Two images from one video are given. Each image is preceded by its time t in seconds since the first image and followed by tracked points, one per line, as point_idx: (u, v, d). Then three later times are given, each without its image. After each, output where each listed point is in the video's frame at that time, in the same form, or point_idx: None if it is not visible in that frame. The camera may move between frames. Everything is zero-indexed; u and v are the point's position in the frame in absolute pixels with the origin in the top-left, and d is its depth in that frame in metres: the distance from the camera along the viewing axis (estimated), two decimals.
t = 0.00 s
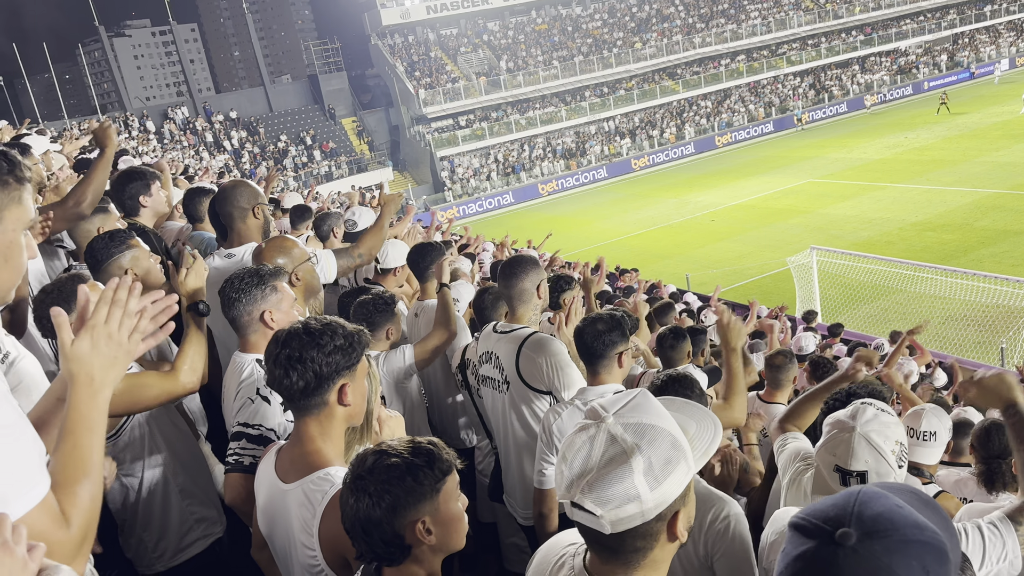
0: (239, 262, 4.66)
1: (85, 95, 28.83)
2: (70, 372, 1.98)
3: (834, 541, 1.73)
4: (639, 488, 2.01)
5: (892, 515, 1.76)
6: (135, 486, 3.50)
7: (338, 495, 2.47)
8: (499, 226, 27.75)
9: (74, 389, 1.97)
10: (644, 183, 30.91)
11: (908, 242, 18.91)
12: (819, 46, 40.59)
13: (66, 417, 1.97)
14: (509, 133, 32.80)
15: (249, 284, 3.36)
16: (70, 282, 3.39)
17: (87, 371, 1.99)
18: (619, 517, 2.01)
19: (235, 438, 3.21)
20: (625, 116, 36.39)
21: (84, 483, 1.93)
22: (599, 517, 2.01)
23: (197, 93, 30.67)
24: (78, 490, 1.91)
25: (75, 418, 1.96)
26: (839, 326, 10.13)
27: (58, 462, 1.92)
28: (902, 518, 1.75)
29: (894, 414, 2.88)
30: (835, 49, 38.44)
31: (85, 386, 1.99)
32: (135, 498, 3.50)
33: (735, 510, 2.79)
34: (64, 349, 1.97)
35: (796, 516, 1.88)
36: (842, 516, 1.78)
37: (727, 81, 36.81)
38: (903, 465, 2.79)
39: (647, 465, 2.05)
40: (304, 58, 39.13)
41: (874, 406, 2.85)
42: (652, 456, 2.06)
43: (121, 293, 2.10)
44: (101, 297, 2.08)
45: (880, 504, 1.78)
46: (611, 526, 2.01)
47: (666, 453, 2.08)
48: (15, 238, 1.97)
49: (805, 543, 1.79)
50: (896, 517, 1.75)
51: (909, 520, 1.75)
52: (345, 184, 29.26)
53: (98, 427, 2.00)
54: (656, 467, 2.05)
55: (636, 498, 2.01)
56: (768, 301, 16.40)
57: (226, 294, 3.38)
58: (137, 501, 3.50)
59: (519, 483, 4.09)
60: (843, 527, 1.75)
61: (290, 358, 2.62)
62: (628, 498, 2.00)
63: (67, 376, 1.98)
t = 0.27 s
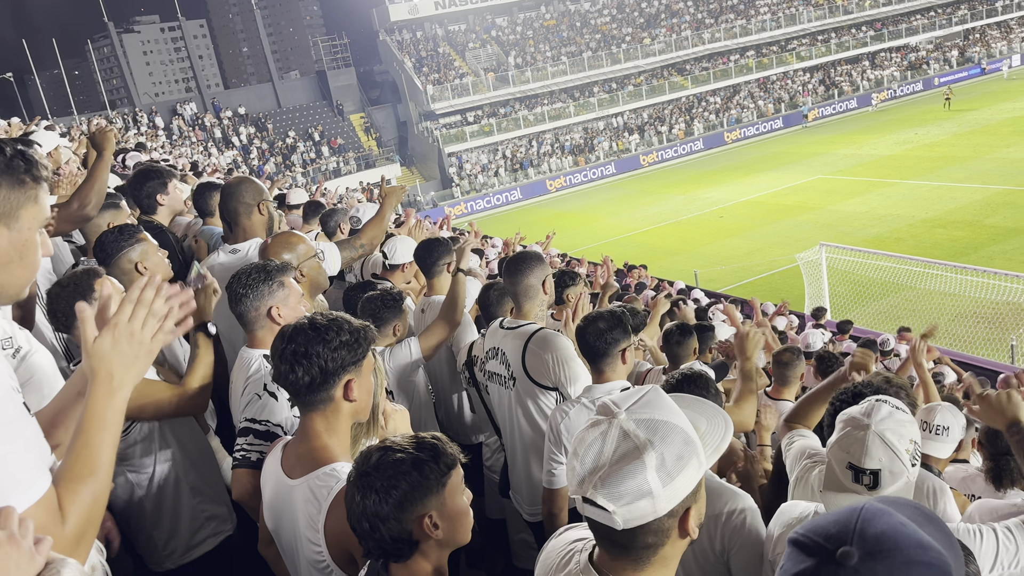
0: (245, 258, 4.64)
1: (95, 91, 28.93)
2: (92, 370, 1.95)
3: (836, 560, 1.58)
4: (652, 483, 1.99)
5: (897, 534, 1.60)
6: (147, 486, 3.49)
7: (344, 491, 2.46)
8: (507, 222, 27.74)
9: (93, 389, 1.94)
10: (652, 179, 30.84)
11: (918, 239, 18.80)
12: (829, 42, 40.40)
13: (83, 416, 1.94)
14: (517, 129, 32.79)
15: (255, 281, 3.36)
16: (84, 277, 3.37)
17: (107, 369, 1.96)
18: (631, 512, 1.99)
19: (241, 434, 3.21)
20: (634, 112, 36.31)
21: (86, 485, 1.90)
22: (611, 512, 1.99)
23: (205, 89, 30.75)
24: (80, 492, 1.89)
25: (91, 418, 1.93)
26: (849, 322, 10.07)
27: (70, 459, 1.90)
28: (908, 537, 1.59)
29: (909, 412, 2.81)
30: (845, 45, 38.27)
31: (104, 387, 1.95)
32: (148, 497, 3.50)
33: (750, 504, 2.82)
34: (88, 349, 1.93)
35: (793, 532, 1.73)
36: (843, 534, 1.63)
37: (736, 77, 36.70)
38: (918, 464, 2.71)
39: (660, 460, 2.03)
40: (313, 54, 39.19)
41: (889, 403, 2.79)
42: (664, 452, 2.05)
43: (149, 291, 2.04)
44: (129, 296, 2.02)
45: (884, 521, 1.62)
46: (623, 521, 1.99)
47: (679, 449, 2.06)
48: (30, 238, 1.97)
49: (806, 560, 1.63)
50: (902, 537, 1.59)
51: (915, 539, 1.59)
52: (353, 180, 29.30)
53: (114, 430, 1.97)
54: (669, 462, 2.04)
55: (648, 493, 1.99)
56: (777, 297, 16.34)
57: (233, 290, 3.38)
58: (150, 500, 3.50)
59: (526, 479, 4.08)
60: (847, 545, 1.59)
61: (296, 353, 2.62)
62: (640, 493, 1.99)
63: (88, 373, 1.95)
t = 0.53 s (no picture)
0: (255, 256, 4.66)
1: (105, 88, 29.02)
2: (114, 384, 1.98)
3: None
4: (679, 482, 2.00)
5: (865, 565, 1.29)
6: (162, 481, 3.49)
7: (357, 488, 2.48)
8: (516, 219, 27.75)
9: (113, 401, 1.97)
10: (661, 176, 30.77)
11: (928, 237, 18.72)
12: (839, 38, 40.24)
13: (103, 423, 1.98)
14: (525, 126, 32.78)
15: (268, 278, 3.38)
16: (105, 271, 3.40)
17: (128, 383, 1.99)
18: (656, 511, 2.00)
19: (254, 431, 3.23)
20: (643, 109, 36.24)
21: (104, 482, 1.93)
22: (638, 511, 1.99)
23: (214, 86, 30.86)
24: (96, 485, 1.92)
25: (111, 425, 1.97)
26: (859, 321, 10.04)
27: (89, 461, 1.94)
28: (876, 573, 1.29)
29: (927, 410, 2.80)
30: (855, 42, 38.16)
31: (125, 399, 1.99)
32: (164, 493, 3.50)
33: (761, 500, 2.86)
34: (111, 361, 1.98)
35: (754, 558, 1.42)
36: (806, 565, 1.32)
37: (745, 73, 36.60)
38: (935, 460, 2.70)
39: (687, 459, 2.04)
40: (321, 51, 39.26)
41: (906, 401, 2.79)
42: (692, 451, 2.05)
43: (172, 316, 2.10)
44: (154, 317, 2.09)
45: (851, 549, 1.30)
46: (649, 519, 1.99)
47: (705, 448, 2.07)
48: (46, 231, 1.98)
49: None
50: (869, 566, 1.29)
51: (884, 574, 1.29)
52: (362, 177, 29.34)
53: (132, 436, 1.99)
54: (696, 461, 2.04)
55: (674, 492, 2.00)
56: (786, 295, 16.30)
57: (246, 287, 3.40)
58: (165, 497, 3.50)
59: (534, 478, 4.10)
60: None
61: (309, 350, 2.64)
62: (667, 492, 1.99)
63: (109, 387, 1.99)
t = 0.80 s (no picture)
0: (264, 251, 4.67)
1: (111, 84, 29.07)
2: (121, 366, 1.95)
3: None
4: (698, 476, 1.98)
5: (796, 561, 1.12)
6: (172, 477, 3.49)
7: (368, 482, 2.48)
8: (521, 216, 27.74)
9: (124, 383, 1.94)
10: (666, 173, 30.71)
11: (934, 235, 18.66)
12: (847, 35, 40.11)
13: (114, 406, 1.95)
14: (531, 123, 32.74)
15: (278, 273, 3.39)
16: (120, 266, 3.43)
17: (136, 365, 1.95)
18: (677, 506, 1.97)
19: (263, 426, 3.23)
20: (648, 106, 36.16)
21: (123, 466, 1.94)
22: (657, 506, 1.97)
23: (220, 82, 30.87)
24: (118, 469, 1.92)
25: (124, 406, 1.95)
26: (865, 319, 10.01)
27: (105, 445, 1.93)
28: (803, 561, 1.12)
29: (932, 401, 2.80)
30: (862, 39, 38.06)
31: (135, 380, 1.96)
32: (174, 489, 3.50)
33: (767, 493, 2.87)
34: (114, 344, 1.93)
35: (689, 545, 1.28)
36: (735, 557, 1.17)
37: (752, 70, 36.52)
38: (942, 451, 2.69)
39: (705, 455, 2.02)
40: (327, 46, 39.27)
41: (912, 391, 2.79)
42: (711, 446, 2.04)
43: (172, 288, 2.03)
44: (155, 289, 2.02)
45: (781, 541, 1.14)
46: (669, 515, 1.97)
47: (723, 444, 2.05)
48: (57, 224, 1.99)
49: None
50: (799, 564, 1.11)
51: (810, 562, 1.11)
52: (367, 173, 29.32)
53: (144, 422, 1.97)
54: (713, 457, 2.02)
55: (694, 487, 1.98)
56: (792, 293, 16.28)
57: (255, 283, 3.40)
58: (175, 493, 3.51)
59: (542, 474, 4.10)
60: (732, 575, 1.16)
61: (321, 345, 2.64)
62: (687, 486, 1.97)
63: (117, 371, 1.95)
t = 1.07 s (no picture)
0: (271, 245, 4.67)
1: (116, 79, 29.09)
2: (135, 353, 1.99)
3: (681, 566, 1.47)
4: (722, 471, 1.98)
5: (749, 539, 1.46)
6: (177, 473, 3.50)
7: (375, 475, 2.49)
8: (525, 212, 27.74)
9: (133, 372, 1.98)
10: (670, 170, 30.68)
11: (939, 233, 18.62)
12: (852, 33, 40.00)
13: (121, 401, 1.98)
14: (535, 119, 32.69)
15: (284, 269, 3.38)
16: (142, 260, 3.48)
17: (147, 349, 2.00)
18: (700, 499, 1.96)
19: (269, 421, 3.24)
20: (653, 103, 36.10)
21: (122, 468, 1.94)
22: (680, 498, 1.95)
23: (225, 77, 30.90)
24: (120, 471, 1.94)
25: (128, 406, 1.97)
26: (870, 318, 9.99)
27: (103, 448, 1.94)
28: (757, 540, 1.45)
29: (938, 399, 2.79)
30: (868, 36, 38.00)
31: (145, 370, 1.99)
32: (179, 483, 3.51)
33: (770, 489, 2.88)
34: (130, 328, 1.98)
35: (656, 530, 1.62)
36: (696, 536, 1.50)
37: (757, 67, 36.43)
38: (946, 449, 2.67)
39: (730, 450, 2.02)
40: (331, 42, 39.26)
41: (921, 389, 2.77)
42: (735, 442, 2.04)
43: (189, 275, 2.07)
44: (170, 276, 2.07)
45: (737, 523, 1.49)
46: (692, 506, 1.95)
47: (745, 445, 2.05)
48: (78, 223, 1.99)
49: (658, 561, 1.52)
50: (751, 542, 1.45)
51: (764, 543, 1.45)
52: (371, 169, 29.32)
53: (149, 416, 1.99)
54: (737, 453, 2.03)
55: (717, 481, 1.97)
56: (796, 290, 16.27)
57: (261, 278, 3.41)
58: (181, 488, 3.52)
59: (546, 469, 4.11)
60: (692, 550, 1.48)
61: (331, 338, 2.64)
62: (712, 479, 1.96)
63: (129, 355, 2.00)
